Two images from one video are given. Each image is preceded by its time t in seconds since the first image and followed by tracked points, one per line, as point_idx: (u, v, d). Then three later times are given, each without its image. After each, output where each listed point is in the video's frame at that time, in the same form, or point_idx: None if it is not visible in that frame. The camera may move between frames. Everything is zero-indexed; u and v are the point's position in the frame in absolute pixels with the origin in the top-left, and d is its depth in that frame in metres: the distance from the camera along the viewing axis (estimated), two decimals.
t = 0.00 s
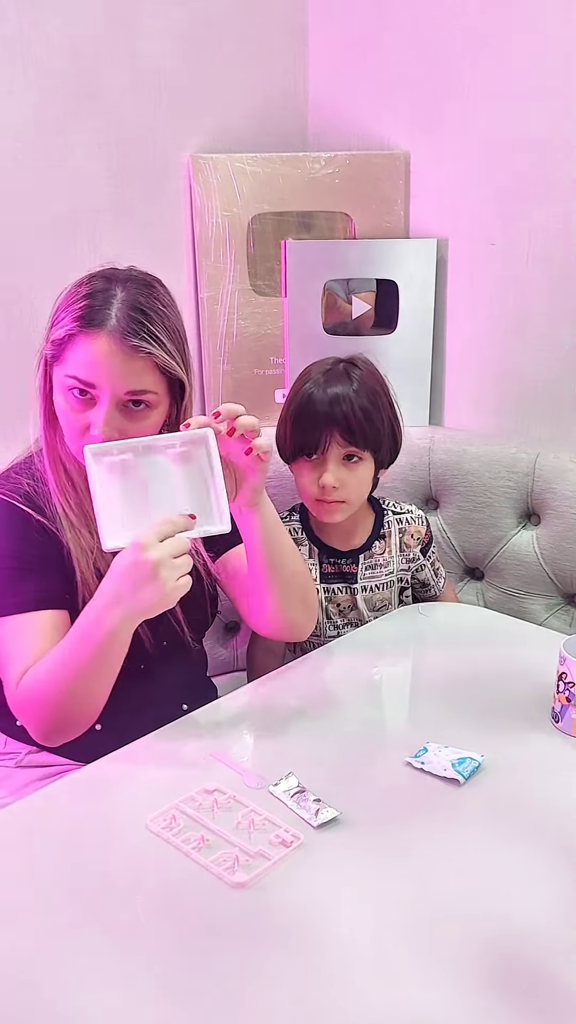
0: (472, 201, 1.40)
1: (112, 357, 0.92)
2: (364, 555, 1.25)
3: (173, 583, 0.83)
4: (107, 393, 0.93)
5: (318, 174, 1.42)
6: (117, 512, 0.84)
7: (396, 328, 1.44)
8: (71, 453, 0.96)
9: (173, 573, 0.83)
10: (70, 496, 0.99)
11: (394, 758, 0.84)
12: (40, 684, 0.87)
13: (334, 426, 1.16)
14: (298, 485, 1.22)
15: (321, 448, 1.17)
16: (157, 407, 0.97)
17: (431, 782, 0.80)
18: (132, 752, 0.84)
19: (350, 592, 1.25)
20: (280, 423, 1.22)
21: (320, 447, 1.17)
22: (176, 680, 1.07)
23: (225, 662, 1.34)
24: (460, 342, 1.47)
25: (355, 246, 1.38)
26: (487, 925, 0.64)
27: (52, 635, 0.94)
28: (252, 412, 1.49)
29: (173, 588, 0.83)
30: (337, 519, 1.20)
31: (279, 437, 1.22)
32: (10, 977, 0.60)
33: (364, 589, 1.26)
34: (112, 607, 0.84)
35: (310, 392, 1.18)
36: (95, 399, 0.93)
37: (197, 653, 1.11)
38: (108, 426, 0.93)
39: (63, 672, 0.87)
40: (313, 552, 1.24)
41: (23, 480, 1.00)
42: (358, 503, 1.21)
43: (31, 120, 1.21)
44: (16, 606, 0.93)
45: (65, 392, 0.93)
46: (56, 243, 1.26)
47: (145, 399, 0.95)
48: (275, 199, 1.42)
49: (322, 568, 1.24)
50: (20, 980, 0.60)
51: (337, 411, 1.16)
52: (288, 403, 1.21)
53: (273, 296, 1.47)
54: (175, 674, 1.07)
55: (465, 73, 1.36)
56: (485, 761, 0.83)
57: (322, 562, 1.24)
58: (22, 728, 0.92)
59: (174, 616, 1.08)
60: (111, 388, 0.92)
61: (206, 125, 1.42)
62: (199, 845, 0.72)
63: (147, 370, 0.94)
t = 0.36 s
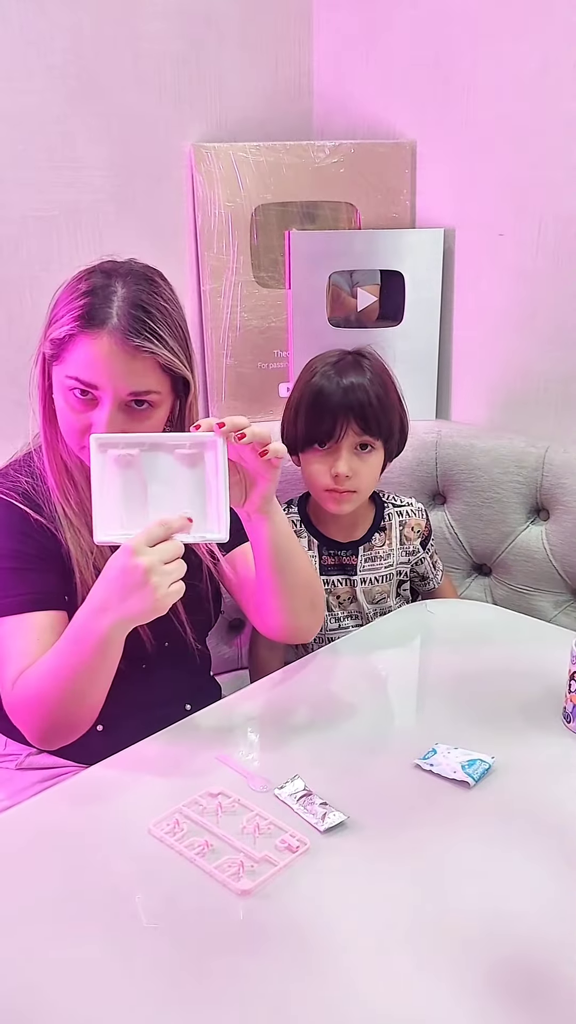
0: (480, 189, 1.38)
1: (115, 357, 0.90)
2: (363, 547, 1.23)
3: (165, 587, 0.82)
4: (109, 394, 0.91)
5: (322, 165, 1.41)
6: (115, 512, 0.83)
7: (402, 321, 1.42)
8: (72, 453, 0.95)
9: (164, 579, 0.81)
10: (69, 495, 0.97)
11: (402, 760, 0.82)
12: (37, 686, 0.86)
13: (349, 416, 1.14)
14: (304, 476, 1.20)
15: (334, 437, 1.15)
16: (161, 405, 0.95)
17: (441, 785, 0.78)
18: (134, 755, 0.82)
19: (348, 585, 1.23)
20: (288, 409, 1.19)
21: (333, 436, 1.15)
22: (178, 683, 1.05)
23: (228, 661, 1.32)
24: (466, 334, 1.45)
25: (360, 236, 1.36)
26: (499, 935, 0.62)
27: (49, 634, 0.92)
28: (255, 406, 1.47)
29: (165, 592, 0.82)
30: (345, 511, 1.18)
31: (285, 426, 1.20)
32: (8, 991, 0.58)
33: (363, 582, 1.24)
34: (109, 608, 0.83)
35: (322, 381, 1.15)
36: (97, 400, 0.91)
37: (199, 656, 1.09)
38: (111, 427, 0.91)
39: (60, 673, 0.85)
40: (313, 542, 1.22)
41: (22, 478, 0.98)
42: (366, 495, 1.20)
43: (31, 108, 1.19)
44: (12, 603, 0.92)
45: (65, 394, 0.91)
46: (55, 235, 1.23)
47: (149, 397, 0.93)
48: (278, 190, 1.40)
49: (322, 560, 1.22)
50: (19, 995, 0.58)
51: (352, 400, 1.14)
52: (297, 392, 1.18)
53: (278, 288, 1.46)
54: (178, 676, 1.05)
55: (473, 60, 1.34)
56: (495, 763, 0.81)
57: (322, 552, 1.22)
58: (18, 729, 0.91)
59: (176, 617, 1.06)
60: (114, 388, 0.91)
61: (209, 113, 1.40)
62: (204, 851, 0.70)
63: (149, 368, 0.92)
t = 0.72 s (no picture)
0: (481, 182, 1.36)
1: (112, 353, 0.88)
2: (346, 548, 1.22)
3: (164, 592, 0.80)
4: (108, 391, 0.88)
5: (319, 157, 1.38)
6: (113, 513, 0.81)
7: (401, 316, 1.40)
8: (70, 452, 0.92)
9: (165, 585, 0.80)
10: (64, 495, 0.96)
11: (403, 766, 0.80)
12: (31, 689, 0.84)
13: (354, 421, 1.12)
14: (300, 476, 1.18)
15: (335, 441, 1.13)
16: (158, 397, 0.93)
17: (443, 791, 0.76)
18: (129, 760, 0.81)
19: (327, 586, 1.22)
20: (294, 405, 1.18)
21: (334, 440, 1.13)
22: (175, 685, 1.04)
23: (226, 661, 1.31)
24: (465, 329, 1.43)
25: (358, 230, 1.34)
26: (503, 946, 0.60)
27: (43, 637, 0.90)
28: (252, 402, 1.46)
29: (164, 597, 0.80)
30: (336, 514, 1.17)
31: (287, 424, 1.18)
32: None
33: (342, 583, 1.22)
34: (105, 612, 0.81)
35: (328, 383, 1.13)
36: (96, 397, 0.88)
37: (195, 659, 1.08)
38: (112, 424, 0.89)
39: (53, 677, 0.83)
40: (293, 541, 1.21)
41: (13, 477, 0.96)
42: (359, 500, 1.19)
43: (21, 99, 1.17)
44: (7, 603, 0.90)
45: (61, 393, 0.88)
46: (46, 228, 1.21)
47: (147, 391, 0.91)
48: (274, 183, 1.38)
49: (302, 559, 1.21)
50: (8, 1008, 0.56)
51: (358, 405, 1.12)
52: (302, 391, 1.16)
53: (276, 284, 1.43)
54: (174, 678, 1.04)
55: (472, 51, 1.32)
56: (498, 768, 0.79)
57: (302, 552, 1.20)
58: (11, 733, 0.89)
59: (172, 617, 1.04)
60: (112, 384, 0.88)
61: (204, 105, 1.38)
62: (200, 861, 0.68)
63: (146, 361, 0.90)
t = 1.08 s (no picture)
0: (482, 173, 1.33)
1: (111, 314, 0.84)
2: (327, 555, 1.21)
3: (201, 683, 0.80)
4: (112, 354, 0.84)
5: (317, 147, 1.36)
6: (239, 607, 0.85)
7: (401, 310, 1.38)
8: (75, 432, 0.87)
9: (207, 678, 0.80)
10: (51, 498, 0.92)
11: (404, 771, 0.78)
12: (60, 709, 0.85)
13: (361, 431, 1.10)
14: (292, 477, 1.16)
15: (338, 449, 1.11)
16: (154, 358, 0.89)
17: (446, 798, 0.74)
18: (123, 766, 0.78)
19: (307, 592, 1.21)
20: (293, 403, 1.14)
21: (337, 448, 1.11)
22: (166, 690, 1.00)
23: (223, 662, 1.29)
24: (465, 321, 1.41)
25: (356, 222, 1.31)
26: (506, 962, 0.59)
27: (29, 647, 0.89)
28: (249, 398, 1.43)
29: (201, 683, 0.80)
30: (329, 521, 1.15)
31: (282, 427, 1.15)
32: None
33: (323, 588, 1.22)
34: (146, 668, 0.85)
35: (332, 389, 1.11)
36: (102, 363, 0.84)
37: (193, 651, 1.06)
38: (123, 388, 0.85)
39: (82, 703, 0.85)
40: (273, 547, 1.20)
41: None
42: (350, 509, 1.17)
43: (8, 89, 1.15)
44: None
45: (62, 367, 0.84)
46: (37, 219, 1.21)
47: (146, 352, 0.87)
48: (271, 173, 1.35)
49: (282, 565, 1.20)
50: None
51: (365, 415, 1.10)
52: (301, 394, 1.13)
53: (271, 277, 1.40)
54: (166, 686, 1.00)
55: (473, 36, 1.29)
56: (502, 773, 0.77)
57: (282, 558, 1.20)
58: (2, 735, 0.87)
59: (165, 618, 1.03)
60: (115, 347, 0.84)
61: (198, 93, 1.35)
62: (195, 874, 0.66)
63: (144, 319, 0.86)
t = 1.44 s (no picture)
0: (480, 159, 1.31)
1: (104, 288, 0.83)
2: (323, 549, 1.19)
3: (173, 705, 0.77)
4: (108, 329, 0.84)
5: (312, 132, 1.33)
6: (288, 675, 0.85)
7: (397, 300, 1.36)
8: (72, 415, 0.86)
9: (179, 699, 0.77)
10: (35, 490, 0.90)
11: (398, 771, 0.76)
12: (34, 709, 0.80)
13: (350, 425, 1.08)
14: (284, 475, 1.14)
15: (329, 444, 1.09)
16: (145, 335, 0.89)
17: (440, 799, 0.73)
18: (110, 765, 0.77)
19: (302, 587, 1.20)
20: (278, 402, 1.12)
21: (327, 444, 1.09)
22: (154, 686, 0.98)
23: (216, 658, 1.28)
24: (463, 310, 1.39)
25: (351, 209, 1.29)
26: (500, 970, 0.57)
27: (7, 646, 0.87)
28: (244, 389, 1.41)
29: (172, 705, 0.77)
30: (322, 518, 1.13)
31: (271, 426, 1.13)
32: None
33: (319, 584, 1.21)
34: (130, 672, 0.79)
35: (320, 384, 1.09)
36: (98, 339, 0.84)
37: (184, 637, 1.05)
38: (122, 363, 0.84)
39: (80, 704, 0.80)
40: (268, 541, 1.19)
41: None
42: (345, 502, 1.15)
43: None
44: None
45: (56, 345, 0.83)
46: (24, 205, 1.19)
47: (136, 330, 0.87)
48: (265, 158, 1.33)
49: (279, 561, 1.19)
50: None
51: (353, 408, 1.08)
52: (287, 391, 1.11)
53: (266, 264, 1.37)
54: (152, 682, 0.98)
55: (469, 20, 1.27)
56: (498, 774, 0.75)
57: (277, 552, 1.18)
58: None
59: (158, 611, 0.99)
60: (110, 322, 0.84)
61: (190, 77, 1.33)
62: (182, 878, 0.65)
63: (135, 293, 0.87)
